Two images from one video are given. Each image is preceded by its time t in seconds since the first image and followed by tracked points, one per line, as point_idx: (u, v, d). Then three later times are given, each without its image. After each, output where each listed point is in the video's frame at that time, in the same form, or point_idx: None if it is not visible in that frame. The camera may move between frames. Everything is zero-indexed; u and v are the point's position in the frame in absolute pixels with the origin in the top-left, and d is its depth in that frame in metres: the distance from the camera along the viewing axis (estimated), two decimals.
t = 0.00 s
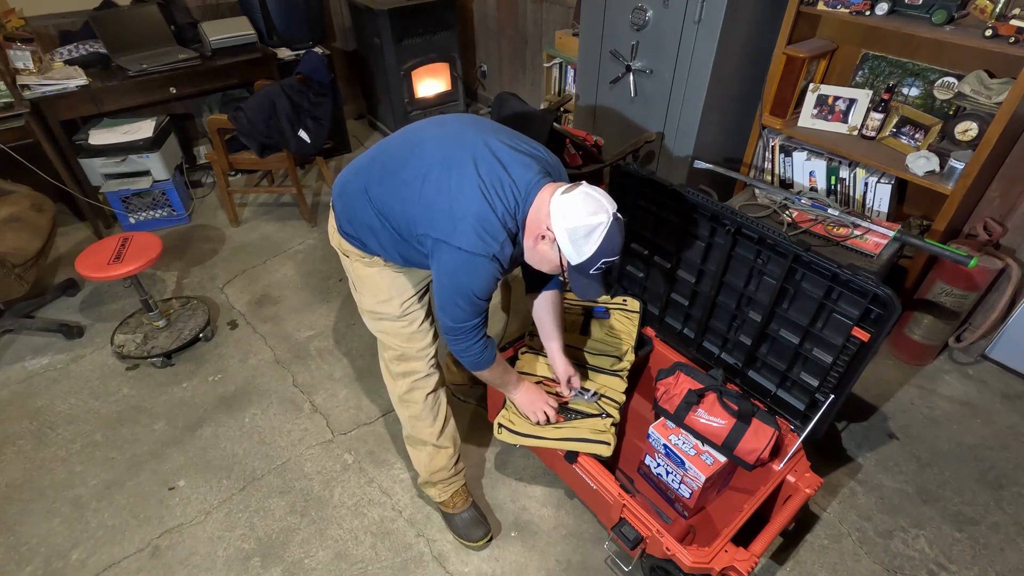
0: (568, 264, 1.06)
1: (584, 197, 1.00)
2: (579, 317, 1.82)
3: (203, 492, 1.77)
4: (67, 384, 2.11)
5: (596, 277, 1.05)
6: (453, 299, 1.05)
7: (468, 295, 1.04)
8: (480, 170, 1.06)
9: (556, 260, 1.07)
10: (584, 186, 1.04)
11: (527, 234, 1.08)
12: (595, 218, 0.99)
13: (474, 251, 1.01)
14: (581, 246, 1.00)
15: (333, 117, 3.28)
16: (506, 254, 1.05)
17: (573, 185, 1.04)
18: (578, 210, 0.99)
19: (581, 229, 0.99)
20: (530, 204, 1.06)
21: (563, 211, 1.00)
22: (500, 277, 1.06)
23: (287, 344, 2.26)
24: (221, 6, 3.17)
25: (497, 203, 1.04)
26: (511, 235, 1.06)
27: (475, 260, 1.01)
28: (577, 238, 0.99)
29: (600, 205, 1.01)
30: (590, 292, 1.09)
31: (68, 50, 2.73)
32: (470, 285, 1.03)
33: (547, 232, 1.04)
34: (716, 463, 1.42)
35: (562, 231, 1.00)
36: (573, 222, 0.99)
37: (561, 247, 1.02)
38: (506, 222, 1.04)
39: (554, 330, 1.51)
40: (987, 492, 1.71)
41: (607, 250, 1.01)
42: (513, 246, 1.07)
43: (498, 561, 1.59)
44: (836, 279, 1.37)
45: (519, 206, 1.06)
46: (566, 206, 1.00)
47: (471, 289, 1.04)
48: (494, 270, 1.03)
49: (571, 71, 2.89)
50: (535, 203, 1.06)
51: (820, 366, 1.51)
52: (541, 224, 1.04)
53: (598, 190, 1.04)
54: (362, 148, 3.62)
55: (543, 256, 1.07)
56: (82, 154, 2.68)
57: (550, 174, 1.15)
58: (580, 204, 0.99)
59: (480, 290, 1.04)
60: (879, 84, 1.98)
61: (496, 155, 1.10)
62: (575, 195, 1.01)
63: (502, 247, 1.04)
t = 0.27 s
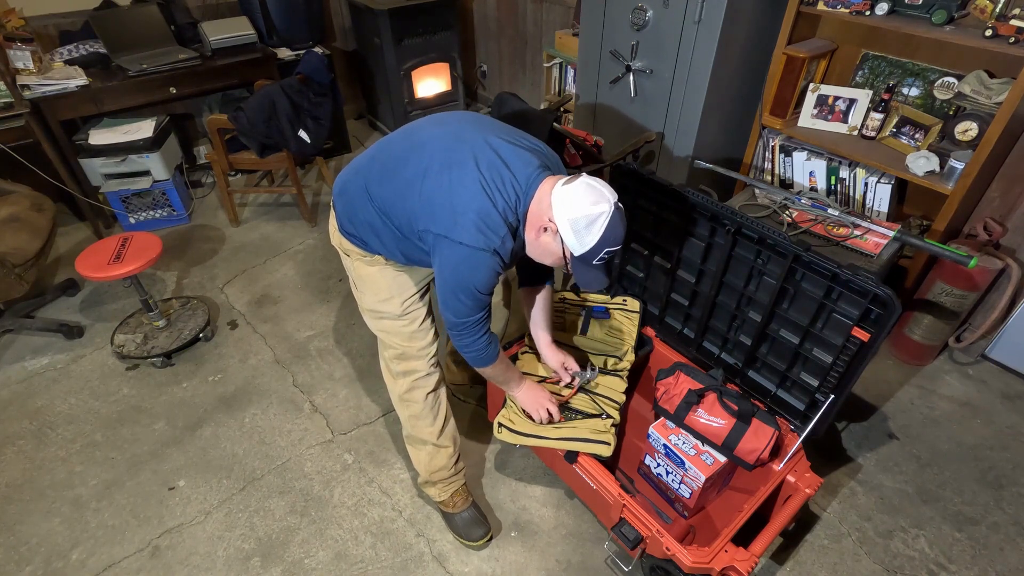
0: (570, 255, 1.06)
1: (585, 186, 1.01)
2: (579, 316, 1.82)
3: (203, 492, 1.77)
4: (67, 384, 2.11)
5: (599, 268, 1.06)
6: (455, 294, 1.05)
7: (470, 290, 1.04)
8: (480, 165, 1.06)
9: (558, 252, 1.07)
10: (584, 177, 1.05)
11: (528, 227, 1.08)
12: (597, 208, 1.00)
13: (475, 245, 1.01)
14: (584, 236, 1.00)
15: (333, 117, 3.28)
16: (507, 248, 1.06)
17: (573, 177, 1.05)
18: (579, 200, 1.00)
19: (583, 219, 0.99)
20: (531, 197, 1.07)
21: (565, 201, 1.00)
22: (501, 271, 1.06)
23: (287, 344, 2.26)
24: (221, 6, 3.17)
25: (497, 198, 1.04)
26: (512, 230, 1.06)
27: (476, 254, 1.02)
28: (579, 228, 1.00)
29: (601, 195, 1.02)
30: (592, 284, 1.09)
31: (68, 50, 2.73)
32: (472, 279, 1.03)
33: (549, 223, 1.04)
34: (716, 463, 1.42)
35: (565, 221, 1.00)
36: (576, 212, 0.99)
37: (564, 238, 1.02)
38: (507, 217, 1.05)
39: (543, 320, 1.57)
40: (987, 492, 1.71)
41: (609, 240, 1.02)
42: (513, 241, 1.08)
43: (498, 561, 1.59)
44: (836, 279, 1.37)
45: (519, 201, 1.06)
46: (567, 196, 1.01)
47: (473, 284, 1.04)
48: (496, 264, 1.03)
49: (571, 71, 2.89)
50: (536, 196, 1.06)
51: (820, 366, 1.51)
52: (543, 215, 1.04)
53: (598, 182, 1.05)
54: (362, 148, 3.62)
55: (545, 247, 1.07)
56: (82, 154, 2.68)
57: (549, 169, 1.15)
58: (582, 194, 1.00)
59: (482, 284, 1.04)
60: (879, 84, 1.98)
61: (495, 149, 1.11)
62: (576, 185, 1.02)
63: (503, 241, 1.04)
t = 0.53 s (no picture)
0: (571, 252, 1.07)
1: (586, 182, 1.02)
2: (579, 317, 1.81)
3: (203, 492, 1.77)
4: (67, 384, 2.11)
5: (600, 265, 1.05)
6: (455, 292, 1.05)
7: (470, 287, 1.04)
8: (480, 162, 1.06)
9: (559, 248, 1.08)
10: (585, 174, 1.05)
11: (529, 224, 1.08)
12: (597, 204, 1.00)
13: (475, 242, 1.02)
14: (584, 232, 1.00)
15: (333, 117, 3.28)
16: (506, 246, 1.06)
17: (573, 174, 1.06)
18: (580, 196, 1.00)
19: (584, 215, 1.00)
20: (532, 195, 1.07)
21: (565, 198, 1.01)
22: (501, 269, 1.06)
23: (288, 344, 2.26)
24: (221, 6, 3.17)
25: (498, 196, 1.04)
26: (512, 226, 1.06)
27: (477, 251, 1.02)
28: (580, 224, 1.00)
29: (601, 191, 1.02)
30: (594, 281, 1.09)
31: (68, 50, 2.73)
32: (472, 277, 1.03)
33: (550, 220, 1.04)
34: (716, 463, 1.42)
35: (566, 217, 1.00)
36: (576, 208, 1.00)
37: (565, 234, 1.02)
38: (507, 214, 1.05)
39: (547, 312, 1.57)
40: (987, 492, 1.71)
41: (610, 236, 1.02)
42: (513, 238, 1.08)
43: (498, 561, 1.59)
44: (836, 279, 1.37)
45: (520, 198, 1.07)
46: (567, 193, 1.01)
47: (473, 282, 1.04)
48: (496, 261, 1.04)
49: (571, 71, 2.89)
50: (537, 193, 1.07)
51: (820, 366, 1.51)
52: (544, 212, 1.05)
53: (599, 178, 1.06)
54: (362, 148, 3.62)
55: (545, 244, 1.07)
56: (82, 154, 2.68)
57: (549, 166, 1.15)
58: (583, 191, 1.01)
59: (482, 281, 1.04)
60: (879, 83, 1.98)
61: (495, 147, 1.11)
62: (576, 182, 1.02)
63: (503, 237, 1.04)
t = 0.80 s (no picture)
0: (571, 247, 1.07)
1: (587, 178, 1.02)
2: (579, 317, 1.81)
3: (203, 492, 1.77)
4: (67, 384, 2.11)
5: (601, 260, 1.06)
6: (455, 290, 1.05)
7: (470, 285, 1.04)
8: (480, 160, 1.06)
9: (560, 244, 1.07)
10: (586, 169, 1.05)
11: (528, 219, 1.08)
12: (598, 199, 1.00)
13: (475, 241, 1.02)
14: (585, 227, 1.00)
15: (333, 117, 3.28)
16: (506, 244, 1.06)
17: (574, 169, 1.06)
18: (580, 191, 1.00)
19: (584, 210, 1.00)
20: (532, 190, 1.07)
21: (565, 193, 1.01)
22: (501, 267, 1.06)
23: (288, 344, 2.26)
24: (221, 6, 3.17)
25: (498, 194, 1.04)
26: (513, 225, 1.06)
27: (477, 250, 1.02)
28: (580, 220, 1.00)
29: (602, 186, 1.02)
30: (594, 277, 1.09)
31: (68, 50, 2.73)
32: (472, 275, 1.03)
33: (550, 215, 1.04)
34: (716, 463, 1.42)
35: (566, 212, 1.00)
36: (578, 204, 0.99)
37: (565, 229, 1.02)
38: (507, 212, 1.05)
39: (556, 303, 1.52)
40: (987, 492, 1.71)
41: (611, 231, 1.02)
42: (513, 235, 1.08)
43: (498, 561, 1.59)
44: (836, 279, 1.37)
45: (520, 196, 1.07)
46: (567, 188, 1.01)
47: (473, 280, 1.04)
48: (496, 259, 1.04)
49: (571, 71, 2.89)
50: (537, 189, 1.07)
51: (820, 366, 1.51)
52: (544, 207, 1.05)
53: (599, 173, 1.06)
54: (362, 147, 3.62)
55: (546, 240, 1.07)
56: (82, 154, 2.68)
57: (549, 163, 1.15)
58: (583, 186, 1.01)
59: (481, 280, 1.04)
60: (879, 83, 1.98)
61: (495, 145, 1.11)
62: (577, 177, 1.02)
63: (503, 236, 1.04)
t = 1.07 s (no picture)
0: (576, 233, 1.07)
1: (589, 160, 1.02)
2: (579, 317, 1.81)
3: (203, 492, 1.77)
4: (67, 384, 2.11)
5: (607, 244, 1.06)
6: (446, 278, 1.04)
7: (462, 273, 1.03)
8: (479, 150, 1.07)
9: (564, 230, 1.08)
10: (588, 152, 1.06)
11: (531, 206, 1.09)
12: (600, 181, 1.00)
13: (468, 228, 1.01)
14: (589, 210, 1.00)
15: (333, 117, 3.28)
16: (500, 232, 1.05)
17: (575, 153, 1.06)
18: (583, 174, 1.00)
19: (587, 194, 1.00)
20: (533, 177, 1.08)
21: (568, 177, 1.01)
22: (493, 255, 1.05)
23: (288, 344, 2.26)
24: (221, 7, 3.17)
25: (493, 182, 1.04)
26: (508, 215, 1.06)
27: (468, 236, 1.01)
28: (584, 203, 1.00)
29: (604, 168, 1.02)
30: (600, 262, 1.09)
31: (68, 50, 2.73)
32: (463, 262, 1.02)
33: (552, 200, 1.05)
34: (716, 463, 1.42)
35: (569, 196, 1.01)
36: (580, 189, 1.00)
37: (568, 214, 1.03)
38: (501, 199, 1.04)
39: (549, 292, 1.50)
40: (987, 492, 1.71)
41: (615, 214, 1.02)
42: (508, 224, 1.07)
43: (498, 561, 1.59)
44: (836, 279, 1.37)
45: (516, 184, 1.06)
46: (569, 172, 1.02)
47: (465, 267, 1.03)
48: (487, 248, 1.02)
49: (571, 71, 2.89)
50: (539, 175, 1.07)
51: (820, 366, 1.51)
52: (546, 193, 1.05)
53: (602, 156, 1.06)
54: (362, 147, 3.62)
55: (550, 226, 1.08)
56: (82, 154, 2.68)
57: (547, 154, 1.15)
58: (585, 168, 1.01)
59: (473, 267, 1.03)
60: (879, 83, 1.98)
61: (493, 136, 1.11)
62: (579, 160, 1.03)
63: (497, 224, 1.03)
